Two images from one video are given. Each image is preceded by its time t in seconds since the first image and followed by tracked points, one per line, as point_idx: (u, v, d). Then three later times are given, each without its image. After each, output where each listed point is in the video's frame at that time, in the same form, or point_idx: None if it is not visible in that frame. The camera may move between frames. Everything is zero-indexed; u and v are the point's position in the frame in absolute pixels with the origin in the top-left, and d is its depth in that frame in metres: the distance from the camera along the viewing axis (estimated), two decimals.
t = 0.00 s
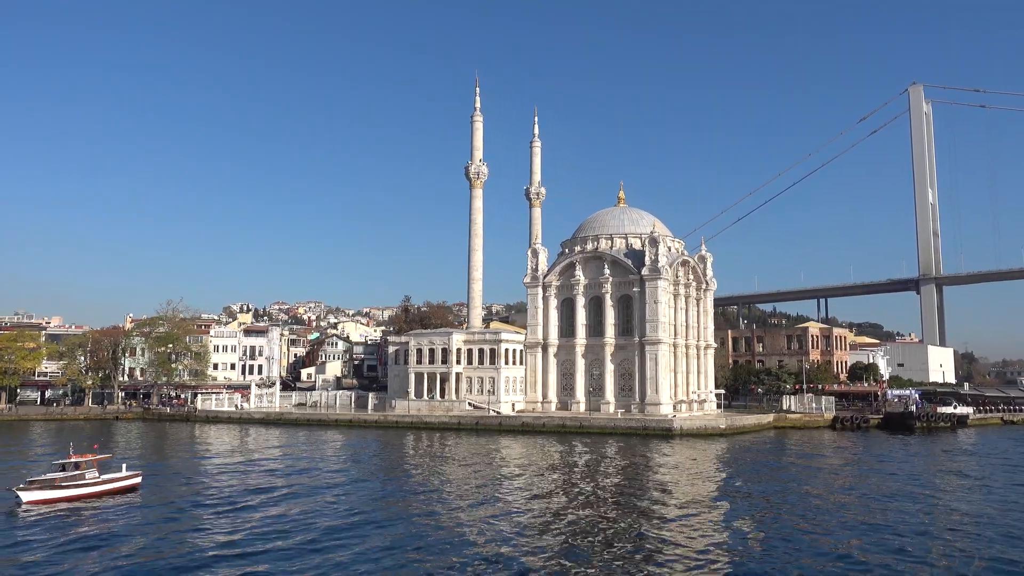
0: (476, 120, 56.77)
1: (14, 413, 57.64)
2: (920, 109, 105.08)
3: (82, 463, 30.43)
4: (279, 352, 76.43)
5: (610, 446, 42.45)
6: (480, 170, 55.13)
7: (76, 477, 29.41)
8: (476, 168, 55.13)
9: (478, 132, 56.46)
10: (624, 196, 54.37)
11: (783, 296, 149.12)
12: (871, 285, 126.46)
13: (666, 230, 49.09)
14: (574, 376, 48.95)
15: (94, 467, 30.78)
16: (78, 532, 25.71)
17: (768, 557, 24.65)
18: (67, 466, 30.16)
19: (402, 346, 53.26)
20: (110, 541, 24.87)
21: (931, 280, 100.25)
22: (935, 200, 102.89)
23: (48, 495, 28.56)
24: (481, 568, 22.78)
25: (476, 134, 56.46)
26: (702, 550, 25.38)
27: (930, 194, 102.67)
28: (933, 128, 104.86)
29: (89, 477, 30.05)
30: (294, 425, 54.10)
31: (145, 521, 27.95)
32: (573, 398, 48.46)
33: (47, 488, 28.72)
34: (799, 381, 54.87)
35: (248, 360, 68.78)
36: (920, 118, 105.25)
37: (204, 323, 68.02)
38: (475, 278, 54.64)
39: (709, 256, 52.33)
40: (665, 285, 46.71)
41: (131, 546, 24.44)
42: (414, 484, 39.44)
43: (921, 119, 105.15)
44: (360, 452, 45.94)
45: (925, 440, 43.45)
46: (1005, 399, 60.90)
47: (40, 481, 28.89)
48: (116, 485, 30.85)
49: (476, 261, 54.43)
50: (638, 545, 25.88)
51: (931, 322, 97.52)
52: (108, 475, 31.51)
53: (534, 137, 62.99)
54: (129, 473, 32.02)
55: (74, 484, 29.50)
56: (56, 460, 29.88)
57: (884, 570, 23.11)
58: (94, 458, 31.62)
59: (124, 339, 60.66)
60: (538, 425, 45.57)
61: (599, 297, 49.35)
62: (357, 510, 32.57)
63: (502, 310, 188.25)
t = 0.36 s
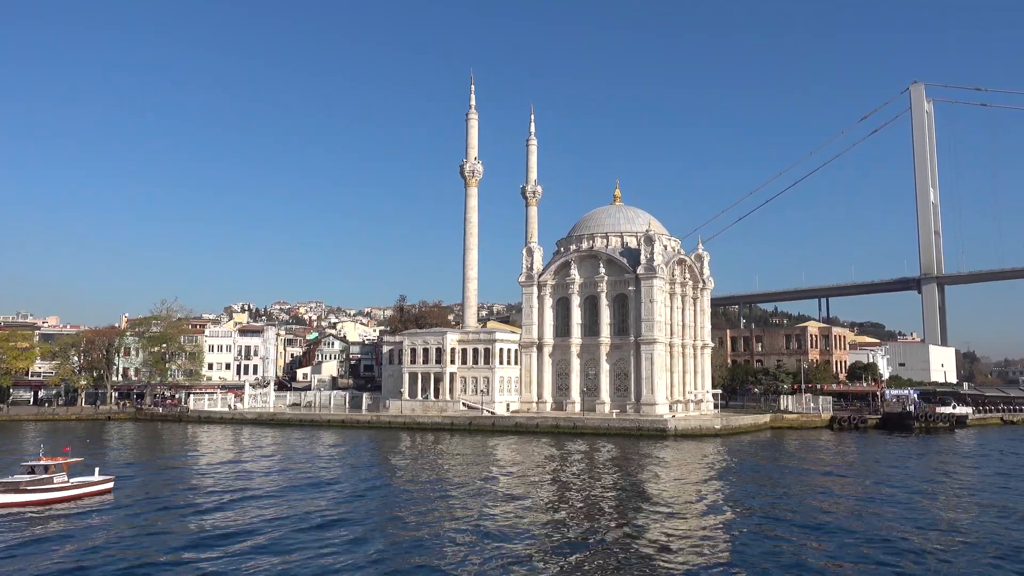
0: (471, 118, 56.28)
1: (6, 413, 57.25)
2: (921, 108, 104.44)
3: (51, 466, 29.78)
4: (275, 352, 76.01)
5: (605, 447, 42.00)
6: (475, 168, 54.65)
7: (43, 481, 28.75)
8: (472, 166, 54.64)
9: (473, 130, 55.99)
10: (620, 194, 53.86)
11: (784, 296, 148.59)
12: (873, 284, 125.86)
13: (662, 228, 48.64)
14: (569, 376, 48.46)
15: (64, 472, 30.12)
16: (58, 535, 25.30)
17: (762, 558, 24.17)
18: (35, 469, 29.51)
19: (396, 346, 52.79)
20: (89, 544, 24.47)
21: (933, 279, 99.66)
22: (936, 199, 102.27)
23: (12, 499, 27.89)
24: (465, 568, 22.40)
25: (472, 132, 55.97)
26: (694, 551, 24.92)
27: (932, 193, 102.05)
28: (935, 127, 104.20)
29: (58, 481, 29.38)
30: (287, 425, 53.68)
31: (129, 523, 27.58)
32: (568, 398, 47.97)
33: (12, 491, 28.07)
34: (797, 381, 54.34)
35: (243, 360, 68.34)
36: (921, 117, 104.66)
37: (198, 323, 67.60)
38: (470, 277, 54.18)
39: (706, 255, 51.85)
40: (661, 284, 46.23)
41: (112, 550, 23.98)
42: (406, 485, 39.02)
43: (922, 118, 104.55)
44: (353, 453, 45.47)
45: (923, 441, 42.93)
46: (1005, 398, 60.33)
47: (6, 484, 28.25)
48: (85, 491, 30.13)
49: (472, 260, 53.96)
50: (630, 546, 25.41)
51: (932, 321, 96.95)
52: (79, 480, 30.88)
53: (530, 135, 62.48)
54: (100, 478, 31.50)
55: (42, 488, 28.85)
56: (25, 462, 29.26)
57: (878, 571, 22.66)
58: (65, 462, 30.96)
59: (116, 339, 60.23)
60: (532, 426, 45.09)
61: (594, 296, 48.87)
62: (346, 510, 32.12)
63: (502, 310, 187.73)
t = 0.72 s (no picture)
0: (467, 116, 55.85)
1: None
2: (924, 107, 103.73)
3: (20, 471, 29.56)
4: (273, 352, 75.67)
5: (600, 448, 41.54)
6: (471, 166, 54.24)
7: (11, 486, 28.53)
8: (468, 165, 54.22)
9: (469, 128, 55.56)
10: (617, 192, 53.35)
11: (787, 296, 147.86)
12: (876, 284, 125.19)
13: (659, 227, 48.16)
14: (566, 376, 47.98)
15: (33, 478, 29.90)
16: (37, 539, 25.01)
17: (755, 560, 23.71)
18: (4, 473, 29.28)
19: (391, 346, 52.39)
20: (68, 548, 24.19)
21: (936, 278, 98.96)
22: (939, 199, 101.53)
23: None
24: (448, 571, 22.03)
25: (468, 131, 55.55)
26: (687, 553, 24.45)
27: (935, 193, 101.33)
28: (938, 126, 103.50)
29: (26, 487, 29.16)
30: (282, 425, 53.31)
31: (112, 526, 27.29)
32: (565, 399, 47.48)
33: None
34: (796, 381, 53.78)
35: (239, 360, 68.00)
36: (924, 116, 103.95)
37: (194, 323, 67.30)
38: (466, 277, 53.76)
39: (704, 254, 51.33)
40: (657, 283, 45.74)
41: (93, 555, 23.58)
42: (397, 486, 38.63)
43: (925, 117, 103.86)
44: (346, 454, 45.06)
45: (922, 442, 42.40)
46: (1007, 399, 59.66)
47: None
48: (54, 497, 29.91)
49: (468, 260, 53.54)
50: (622, 548, 24.97)
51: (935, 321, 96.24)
52: (49, 485, 30.65)
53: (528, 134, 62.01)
54: (73, 482, 31.47)
55: (11, 493, 28.62)
56: None
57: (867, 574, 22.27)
58: (36, 466, 30.74)
59: (111, 339, 59.93)
60: (528, 426, 44.62)
61: (591, 295, 48.40)
62: (336, 511, 31.69)
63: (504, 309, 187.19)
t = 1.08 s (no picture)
0: (464, 115, 55.44)
1: None
2: (928, 105, 102.94)
3: None
4: (271, 353, 75.35)
5: (597, 449, 41.08)
6: (468, 165, 53.81)
7: None
8: (464, 164, 53.78)
9: (466, 127, 55.14)
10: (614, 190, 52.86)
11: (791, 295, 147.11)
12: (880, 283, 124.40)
13: (657, 225, 47.69)
14: (563, 377, 47.53)
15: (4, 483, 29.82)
16: (19, 543, 24.71)
17: (749, 560, 23.28)
18: None
19: (387, 346, 51.99)
20: (50, 551, 23.89)
21: (941, 278, 98.18)
22: (944, 198, 100.77)
23: None
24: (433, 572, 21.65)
25: (465, 129, 55.11)
26: (681, 553, 24.05)
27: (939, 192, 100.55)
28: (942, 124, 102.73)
29: None
30: (277, 426, 52.97)
31: (97, 529, 26.99)
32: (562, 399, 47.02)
33: None
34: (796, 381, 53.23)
35: (237, 361, 67.70)
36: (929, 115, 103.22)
37: (192, 323, 67.05)
38: (463, 276, 53.34)
39: (703, 253, 50.80)
40: (655, 282, 45.25)
41: (77, 557, 23.25)
42: (391, 487, 38.25)
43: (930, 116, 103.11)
44: (340, 455, 44.69)
45: (923, 442, 41.84)
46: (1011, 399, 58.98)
47: None
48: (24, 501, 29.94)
49: (464, 259, 53.11)
50: (615, 548, 24.57)
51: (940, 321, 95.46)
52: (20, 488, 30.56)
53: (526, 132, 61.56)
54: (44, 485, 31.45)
55: None
56: None
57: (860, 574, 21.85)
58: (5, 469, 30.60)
59: (107, 339, 59.67)
60: (524, 427, 44.17)
61: (588, 294, 47.94)
62: (328, 512, 31.33)
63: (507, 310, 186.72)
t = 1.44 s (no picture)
0: (461, 112, 54.98)
1: None
2: (933, 104, 102.16)
3: None
4: (270, 353, 75.06)
5: (593, 449, 40.63)
6: (465, 163, 53.36)
7: None
8: (461, 162, 53.31)
9: (462, 125, 54.71)
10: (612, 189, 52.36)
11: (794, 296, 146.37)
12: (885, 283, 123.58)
13: (654, 224, 47.17)
14: (559, 377, 47.06)
15: None
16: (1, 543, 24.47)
17: (742, 561, 22.87)
18: None
19: (383, 346, 51.61)
20: (31, 552, 23.63)
21: (946, 277, 97.40)
22: (948, 197, 99.97)
23: None
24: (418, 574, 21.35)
25: (461, 127, 54.67)
26: (673, 554, 23.65)
27: (944, 191, 99.75)
28: (947, 124, 101.94)
29: None
30: (272, 427, 52.66)
31: (81, 529, 26.74)
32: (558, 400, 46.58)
33: None
34: (796, 381, 52.71)
35: (234, 361, 67.41)
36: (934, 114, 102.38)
37: (189, 323, 66.75)
38: (459, 276, 52.91)
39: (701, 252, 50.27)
40: (652, 281, 44.77)
41: (59, 558, 22.91)
42: (384, 487, 37.91)
43: (935, 115, 102.25)
44: (333, 456, 44.35)
45: (924, 443, 41.35)
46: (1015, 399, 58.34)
47: None
48: None
49: (461, 258, 52.69)
50: (606, 549, 24.18)
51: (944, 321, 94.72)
52: None
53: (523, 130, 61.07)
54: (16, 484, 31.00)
55: None
56: None
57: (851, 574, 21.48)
58: None
59: (102, 339, 59.38)
60: (519, 428, 43.72)
61: (585, 294, 47.49)
62: (317, 513, 30.94)
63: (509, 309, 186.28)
